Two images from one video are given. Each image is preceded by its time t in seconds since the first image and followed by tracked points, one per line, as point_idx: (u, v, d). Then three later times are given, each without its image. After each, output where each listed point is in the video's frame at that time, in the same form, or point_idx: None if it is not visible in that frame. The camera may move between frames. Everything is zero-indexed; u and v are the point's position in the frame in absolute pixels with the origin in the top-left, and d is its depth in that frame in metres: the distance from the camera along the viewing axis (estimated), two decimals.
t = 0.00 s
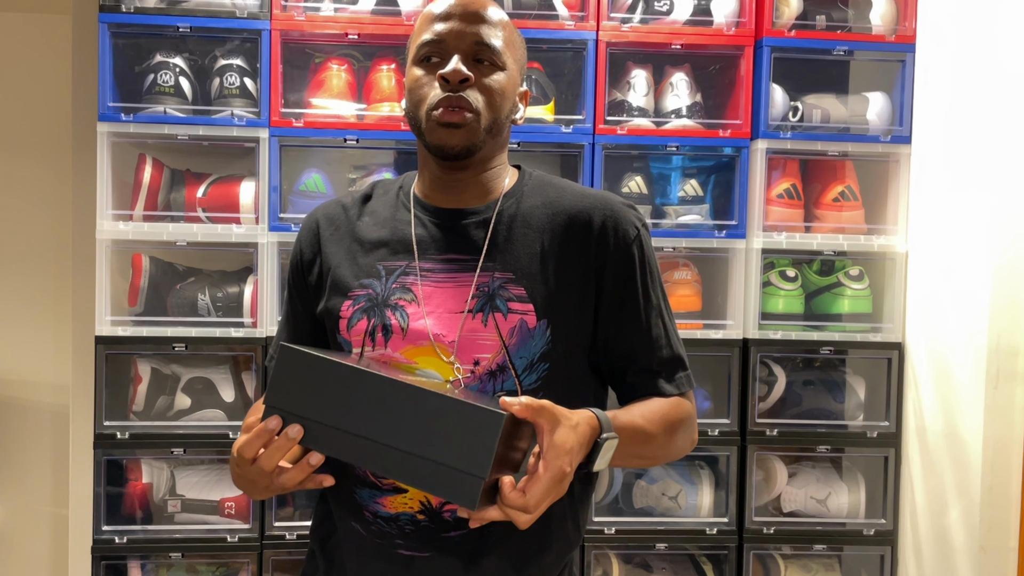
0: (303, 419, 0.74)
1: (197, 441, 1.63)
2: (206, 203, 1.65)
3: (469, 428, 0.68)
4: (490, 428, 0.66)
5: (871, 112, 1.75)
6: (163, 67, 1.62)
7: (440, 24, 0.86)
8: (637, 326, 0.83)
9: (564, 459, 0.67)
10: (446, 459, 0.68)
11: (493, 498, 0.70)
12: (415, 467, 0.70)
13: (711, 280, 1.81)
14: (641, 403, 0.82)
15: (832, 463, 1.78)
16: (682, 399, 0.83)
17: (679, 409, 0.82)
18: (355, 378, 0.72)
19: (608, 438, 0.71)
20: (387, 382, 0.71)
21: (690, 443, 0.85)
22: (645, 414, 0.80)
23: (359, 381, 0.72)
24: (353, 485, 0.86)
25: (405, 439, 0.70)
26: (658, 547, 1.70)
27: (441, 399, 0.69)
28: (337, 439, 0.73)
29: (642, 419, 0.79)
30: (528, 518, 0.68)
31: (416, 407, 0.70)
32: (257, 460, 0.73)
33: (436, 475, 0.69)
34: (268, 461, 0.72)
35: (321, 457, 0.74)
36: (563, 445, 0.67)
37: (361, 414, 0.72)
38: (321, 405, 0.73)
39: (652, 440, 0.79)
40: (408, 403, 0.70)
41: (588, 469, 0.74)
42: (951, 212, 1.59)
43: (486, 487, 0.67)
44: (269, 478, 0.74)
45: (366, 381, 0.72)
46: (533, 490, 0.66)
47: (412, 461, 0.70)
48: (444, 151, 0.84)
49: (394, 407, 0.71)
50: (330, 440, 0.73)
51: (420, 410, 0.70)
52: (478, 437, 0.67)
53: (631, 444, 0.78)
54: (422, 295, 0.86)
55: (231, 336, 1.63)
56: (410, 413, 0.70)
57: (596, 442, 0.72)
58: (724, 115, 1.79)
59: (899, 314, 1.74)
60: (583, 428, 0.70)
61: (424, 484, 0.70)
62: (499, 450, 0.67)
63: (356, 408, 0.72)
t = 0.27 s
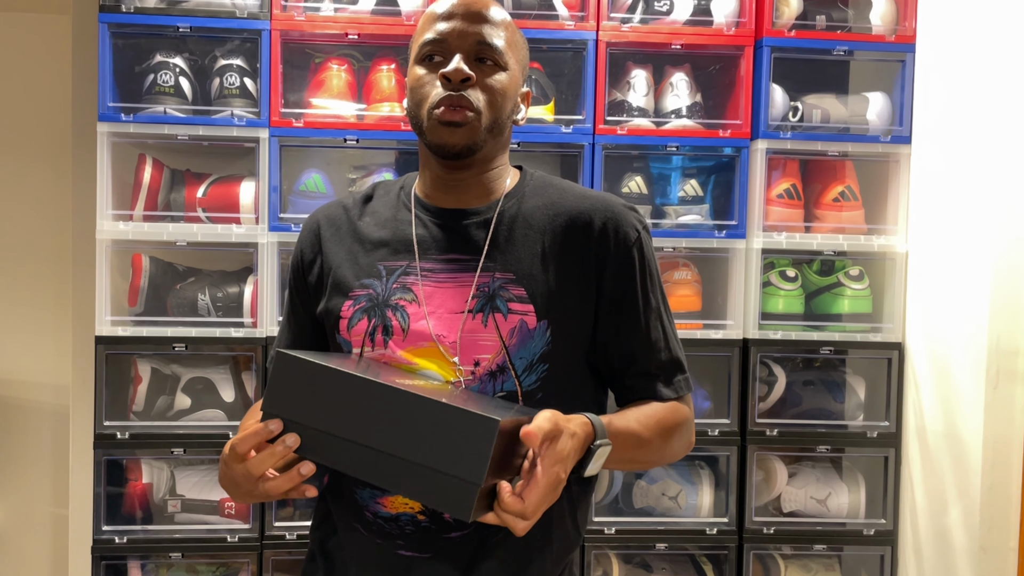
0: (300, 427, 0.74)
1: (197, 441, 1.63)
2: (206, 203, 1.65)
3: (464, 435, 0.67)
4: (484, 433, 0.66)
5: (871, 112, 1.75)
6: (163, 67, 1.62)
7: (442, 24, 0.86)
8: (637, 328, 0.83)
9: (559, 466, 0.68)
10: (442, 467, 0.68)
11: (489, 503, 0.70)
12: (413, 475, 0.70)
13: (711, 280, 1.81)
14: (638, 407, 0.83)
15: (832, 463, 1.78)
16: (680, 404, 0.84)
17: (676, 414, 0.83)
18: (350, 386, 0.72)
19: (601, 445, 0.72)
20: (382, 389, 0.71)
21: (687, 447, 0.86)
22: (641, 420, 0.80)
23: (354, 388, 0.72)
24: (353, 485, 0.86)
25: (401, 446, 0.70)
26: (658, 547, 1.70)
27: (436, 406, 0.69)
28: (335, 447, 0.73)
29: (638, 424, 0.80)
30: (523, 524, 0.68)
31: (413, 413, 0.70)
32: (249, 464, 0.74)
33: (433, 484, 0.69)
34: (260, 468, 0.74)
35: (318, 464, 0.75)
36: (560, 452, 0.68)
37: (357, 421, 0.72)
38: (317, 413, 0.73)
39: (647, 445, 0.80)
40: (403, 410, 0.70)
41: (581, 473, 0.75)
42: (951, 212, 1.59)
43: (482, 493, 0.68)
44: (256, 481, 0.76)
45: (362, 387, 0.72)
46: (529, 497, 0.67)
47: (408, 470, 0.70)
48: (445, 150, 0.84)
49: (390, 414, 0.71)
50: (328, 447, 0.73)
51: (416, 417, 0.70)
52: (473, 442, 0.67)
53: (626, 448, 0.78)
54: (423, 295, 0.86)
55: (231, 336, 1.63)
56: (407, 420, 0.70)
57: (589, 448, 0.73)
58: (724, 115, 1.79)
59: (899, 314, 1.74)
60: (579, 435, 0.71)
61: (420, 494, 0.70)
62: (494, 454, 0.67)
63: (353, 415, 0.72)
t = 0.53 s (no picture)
0: (303, 422, 0.76)
1: (197, 441, 1.63)
2: (206, 203, 1.65)
3: (459, 422, 0.68)
4: (475, 414, 0.67)
5: (871, 112, 1.75)
6: (163, 67, 1.62)
7: (442, 24, 0.86)
8: (637, 328, 0.83)
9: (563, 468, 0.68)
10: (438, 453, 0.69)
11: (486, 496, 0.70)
12: (414, 468, 0.71)
13: (711, 280, 1.81)
14: (637, 407, 0.82)
15: (832, 463, 1.78)
16: (679, 404, 0.84)
17: (675, 415, 0.83)
18: (352, 378, 0.74)
19: (603, 446, 0.72)
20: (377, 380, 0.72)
21: (686, 448, 0.86)
22: (641, 420, 0.80)
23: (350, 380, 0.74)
24: (354, 487, 0.86)
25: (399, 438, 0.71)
26: (658, 547, 1.70)
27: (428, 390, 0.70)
28: (339, 444, 0.74)
29: (637, 424, 0.80)
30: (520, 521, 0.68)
31: (415, 409, 0.71)
32: (241, 452, 0.75)
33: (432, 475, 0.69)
34: (252, 456, 0.75)
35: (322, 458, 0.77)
36: (565, 453, 0.68)
37: (357, 413, 0.73)
38: (318, 406, 0.75)
39: (647, 445, 0.80)
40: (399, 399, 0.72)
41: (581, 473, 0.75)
42: (951, 212, 1.59)
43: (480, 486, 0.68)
44: (243, 473, 0.76)
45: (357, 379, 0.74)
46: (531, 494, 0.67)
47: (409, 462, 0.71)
48: (445, 150, 0.84)
49: (386, 405, 0.72)
50: (331, 442, 0.75)
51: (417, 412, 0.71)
52: (466, 427, 0.68)
53: (625, 449, 0.78)
54: (423, 296, 0.86)
55: (232, 336, 1.63)
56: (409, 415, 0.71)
57: (592, 448, 0.73)
58: (724, 116, 1.79)
59: (899, 314, 1.74)
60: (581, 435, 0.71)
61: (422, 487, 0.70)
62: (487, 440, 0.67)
63: (352, 407, 0.74)
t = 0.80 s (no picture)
0: (303, 420, 0.77)
1: (197, 441, 1.63)
2: (206, 203, 1.65)
3: (457, 420, 0.69)
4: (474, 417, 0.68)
5: (871, 112, 1.75)
6: (163, 67, 1.62)
7: (444, 24, 0.86)
8: (637, 328, 0.83)
9: (554, 457, 0.68)
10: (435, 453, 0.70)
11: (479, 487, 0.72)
12: (412, 466, 0.72)
13: (711, 280, 1.81)
14: (638, 405, 0.82)
15: (832, 463, 1.78)
16: (679, 403, 0.84)
17: (675, 413, 0.82)
18: (351, 374, 0.75)
19: (603, 440, 0.72)
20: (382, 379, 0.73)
21: (686, 448, 0.86)
22: (641, 417, 0.80)
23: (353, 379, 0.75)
24: (353, 486, 0.86)
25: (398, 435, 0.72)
26: (658, 547, 1.70)
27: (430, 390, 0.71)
28: (338, 441, 0.75)
29: (638, 421, 0.80)
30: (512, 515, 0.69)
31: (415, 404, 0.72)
32: (239, 449, 0.76)
33: (429, 474, 0.70)
34: (252, 453, 0.75)
35: (322, 455, 0.78)
36: (558, 443, 0.68)
37: (357, 410, 0.74)
38: (317, 405, 0.76)
39: (647, 443, 0.80)
40: (399, 398, 0.73)
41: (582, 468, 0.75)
42: (951, 212, 1.59)
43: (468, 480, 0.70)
44: (244, 473, 0.77)
45: (359, 378, 0.74)
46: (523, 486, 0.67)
47: (407, 459, 0.72)
48: (445, 151, 0.84)
49: (388, 404, 0.73)
50: (330, 439, 0.76)
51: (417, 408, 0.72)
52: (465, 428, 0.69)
53: (625, 446, 0.78)
54: (424, 294, 0.86)
55: (231, 336, 1.63)
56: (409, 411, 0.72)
57: (592, 443, 0.72)
58: (724, 115, 1.79)
59: (899, 314, 1.74)
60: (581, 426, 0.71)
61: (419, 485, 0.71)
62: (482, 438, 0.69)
63: (353, 405, 0.74)
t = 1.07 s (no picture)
0: (301, 425, 0.77)
1: (197, 441, 1.63)
2: (206, 203, 1.65)
3: (457, 420, 0.70)
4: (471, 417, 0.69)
5: (871, 112, 1.75)
6: (163, 67, 1.62)
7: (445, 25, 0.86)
8: (638, 327, 0.83)
9: (554, 452, 0.68)
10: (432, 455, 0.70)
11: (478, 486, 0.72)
12: (410, 469, 0.72)
13: (711, 280, 1.81)
14: (638, 404, 0.82)
15: (832, 463, 1.78)
16: (679, 402, 0.83)
17: (676, 412, 0.82)
18: (347, 378, 0.75)
19: (605, 437, 0.72)
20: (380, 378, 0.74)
21: (686, 447, 0.86)
22: (643, 415, 0.80)
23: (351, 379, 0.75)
24: (354, 485, 0.87)
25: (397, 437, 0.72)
26: (658, 547, 1.70)
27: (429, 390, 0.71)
28: (337, 442, 0.75)
29: (639, 419, 0.79)
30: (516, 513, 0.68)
31: (414, 405, 0.72)
32: (238, 458, 0.76)
33: (431, 475, 0.70)
34: (251, 462, 0.76)
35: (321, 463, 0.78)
36: (558, 439, 0.68)
37: (356, 414, 0.74)
38: (316, 409, 0.76)
39: (648, 442, 0.79)
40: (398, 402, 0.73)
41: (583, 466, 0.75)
42: (951, 212, 1.59)
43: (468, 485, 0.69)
44: (244, 480, 0.77)
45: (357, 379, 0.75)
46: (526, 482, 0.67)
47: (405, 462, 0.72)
48: (445, 152, 0.84)
49: (387, 404, 0.73)
50: (329, 440, 0.76)
51: (415, 409, 0.72)
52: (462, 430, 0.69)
53: (626, 444, 0.78)
54: (427, 292, 0.87)
55: (231, 336, 1.63)
56: (407, 414, 0.72)
57: (593, 439, 0.72)
58: (724, 116, 1.79)
59: (899, 314, 1.74)
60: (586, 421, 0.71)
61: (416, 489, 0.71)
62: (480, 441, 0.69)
63: (352, 405, 0.75)
